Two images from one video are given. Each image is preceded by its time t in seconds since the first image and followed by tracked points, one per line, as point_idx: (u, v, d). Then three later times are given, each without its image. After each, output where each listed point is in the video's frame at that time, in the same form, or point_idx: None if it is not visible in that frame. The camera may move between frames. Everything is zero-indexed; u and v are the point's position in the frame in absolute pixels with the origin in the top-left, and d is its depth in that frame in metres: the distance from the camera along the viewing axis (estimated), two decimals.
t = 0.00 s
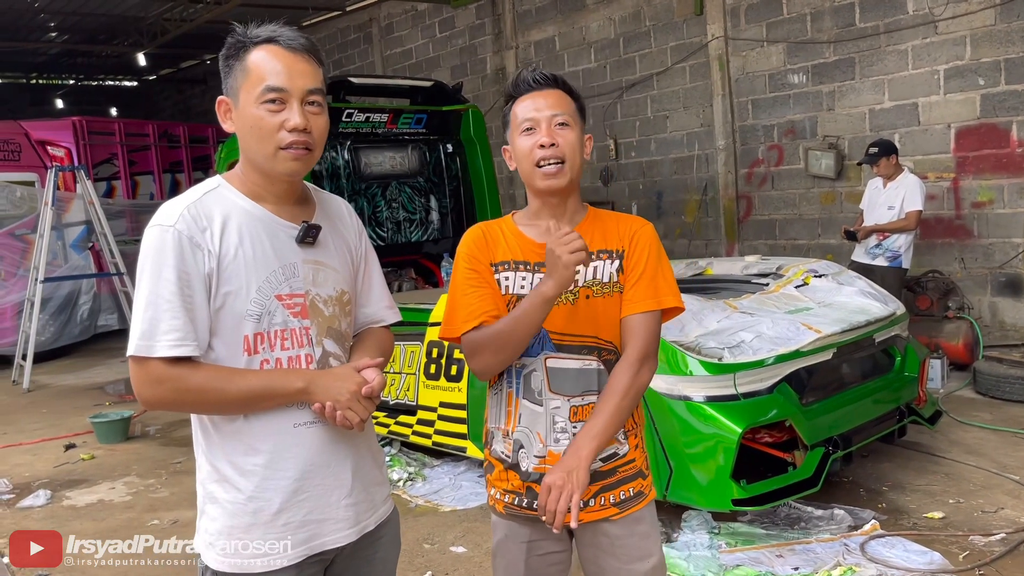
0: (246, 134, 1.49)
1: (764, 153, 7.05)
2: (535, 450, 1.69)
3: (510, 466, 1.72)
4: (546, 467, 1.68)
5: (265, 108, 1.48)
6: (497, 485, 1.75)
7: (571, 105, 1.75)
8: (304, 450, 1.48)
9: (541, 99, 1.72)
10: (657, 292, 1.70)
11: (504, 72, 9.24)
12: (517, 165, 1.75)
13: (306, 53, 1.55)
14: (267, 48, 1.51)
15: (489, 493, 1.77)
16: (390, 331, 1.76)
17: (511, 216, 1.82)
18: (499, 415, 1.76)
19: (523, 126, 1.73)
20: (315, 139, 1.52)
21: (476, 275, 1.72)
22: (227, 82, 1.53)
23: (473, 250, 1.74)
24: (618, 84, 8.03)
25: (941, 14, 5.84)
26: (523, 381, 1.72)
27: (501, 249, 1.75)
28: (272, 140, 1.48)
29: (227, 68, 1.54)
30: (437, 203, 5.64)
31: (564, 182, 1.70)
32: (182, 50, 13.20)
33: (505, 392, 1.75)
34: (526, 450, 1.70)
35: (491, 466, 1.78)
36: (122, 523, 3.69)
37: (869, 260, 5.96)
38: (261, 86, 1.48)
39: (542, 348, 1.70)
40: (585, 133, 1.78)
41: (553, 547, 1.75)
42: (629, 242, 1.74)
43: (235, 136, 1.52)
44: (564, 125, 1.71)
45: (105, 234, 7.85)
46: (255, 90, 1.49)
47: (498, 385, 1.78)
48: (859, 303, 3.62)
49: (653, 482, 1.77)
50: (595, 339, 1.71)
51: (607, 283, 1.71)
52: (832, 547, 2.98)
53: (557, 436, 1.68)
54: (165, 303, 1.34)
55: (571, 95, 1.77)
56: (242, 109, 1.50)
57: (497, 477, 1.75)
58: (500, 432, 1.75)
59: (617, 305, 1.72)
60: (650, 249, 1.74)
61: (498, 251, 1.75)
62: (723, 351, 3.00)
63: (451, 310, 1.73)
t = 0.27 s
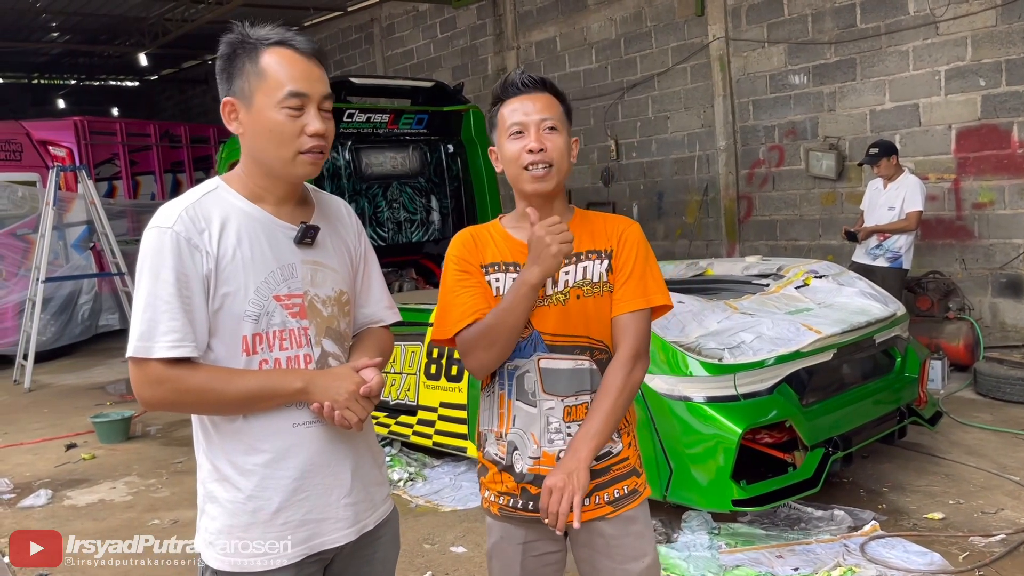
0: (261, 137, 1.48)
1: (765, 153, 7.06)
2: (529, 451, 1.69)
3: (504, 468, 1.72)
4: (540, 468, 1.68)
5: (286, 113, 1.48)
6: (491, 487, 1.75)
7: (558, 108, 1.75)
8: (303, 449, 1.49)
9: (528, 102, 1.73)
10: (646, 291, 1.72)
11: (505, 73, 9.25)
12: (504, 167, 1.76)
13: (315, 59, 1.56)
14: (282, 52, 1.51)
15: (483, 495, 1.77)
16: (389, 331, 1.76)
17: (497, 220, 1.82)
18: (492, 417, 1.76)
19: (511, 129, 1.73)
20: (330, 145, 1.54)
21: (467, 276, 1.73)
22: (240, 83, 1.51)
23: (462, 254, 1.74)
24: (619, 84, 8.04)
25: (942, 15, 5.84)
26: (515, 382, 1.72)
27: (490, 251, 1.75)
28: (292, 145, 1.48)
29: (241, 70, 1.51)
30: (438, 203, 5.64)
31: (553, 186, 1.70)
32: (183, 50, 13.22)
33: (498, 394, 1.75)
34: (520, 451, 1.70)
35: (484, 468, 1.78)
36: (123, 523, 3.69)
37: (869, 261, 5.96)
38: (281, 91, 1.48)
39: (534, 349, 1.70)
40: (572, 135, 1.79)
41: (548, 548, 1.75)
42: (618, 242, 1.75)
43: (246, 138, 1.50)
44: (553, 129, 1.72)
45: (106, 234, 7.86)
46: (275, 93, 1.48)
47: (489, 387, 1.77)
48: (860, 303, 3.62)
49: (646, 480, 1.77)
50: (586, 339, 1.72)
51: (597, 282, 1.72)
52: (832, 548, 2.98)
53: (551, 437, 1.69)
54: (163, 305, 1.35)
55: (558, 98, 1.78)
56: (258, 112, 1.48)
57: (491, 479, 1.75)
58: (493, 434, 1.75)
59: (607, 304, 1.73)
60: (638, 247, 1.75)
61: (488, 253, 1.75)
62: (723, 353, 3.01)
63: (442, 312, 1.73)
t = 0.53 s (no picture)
0: (293, 142, 1.49)
1: (765, 154, 7.06)
2: (526, 453, 1.70)
3: (501, 470, 1.73)
4: (537, 469, 1.69)
5: (320, 120, 1.51)
6: (488, 489, 1.76)
7: (551, 110, 1.77)
8: (303, 449, 1.49)
9: (521, 105, 1.74)
10: (640, 290, 1.73)
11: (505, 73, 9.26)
12: (496, 167, 1.77)
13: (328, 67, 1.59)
14: (308, 60, 1.53)
15: (480, 497, 1.78)
16: (388, 332, 1.77)
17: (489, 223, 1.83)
18: (489, 420, 1.76)
19: (505, 127, 1.73)
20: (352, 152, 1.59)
21: (459, 283, 1.73)
22: (267, 86, 1.50)
23: (453, 260, 1.74)
24: (620, 85, 8.04)
25: (942, 16, 5.85)
26: (512, 384, 1.72)
27: (482, 256, 1.75)
28: (322, 150, 1.52)
29: (268, 72, 1.50)
30: (439, 204, 5.65)
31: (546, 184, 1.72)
32: (184, 50, 13.23)
33: (494, 396, 1.75)
34: (516, 453, 1.71)
35: (481, 471, 1.79)
36: (123, 523, 3.70)
37: (869, 262, 5.97)
38: (314, 98, 1.50)
39: (530, 351, 1.71)
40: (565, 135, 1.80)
41: (545, 549, 1.76)
42: (609, 241, 1.76)
43: (273, 142, 1.50)
44: (544, 130, 1.73)
45: (107, 234, 7.86)
46: (309, 99, 1.50)
47: (485, 390, 1.78)
48: (859, 304, 3.63)
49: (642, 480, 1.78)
50: (581, 339, 1.73)
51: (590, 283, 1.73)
52: (832, 548, 2.99)
53: (548, 438, 1.69)
54: (162, 308, 1.36)
55: (551, 100, 1.79)
56: (289, 116, 1.49)
57: (487, 482, 1.76)
58: (490, 437, 1.76)
59: (601, 304, 1.74)
60: (631, 246, 1.76)
61: (480, 258, 1.75)
62: (722, 353, 3.02)
63: (437, 316, 1.75)
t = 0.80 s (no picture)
0: (295, 142, 1.50)
1: (765, 155, 7.07)
2: (525, 451, 1.71)
3: (500, 468, 1.74)
4: (536, 467, 1.70)
5: (323, 121, 1.51)
6: (488, 488, 1.76)
7: (551, 118, 1.74)
8: (304, 448, 1.50)
9: (520, 111, 1.72)
10: (641, 288, 1.73)
11: (505, 73, 9.26)
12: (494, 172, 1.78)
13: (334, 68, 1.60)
14: (314, 60, 1.54)
15: (480, 496, 1.78)
16: (386, 331, 1.77)
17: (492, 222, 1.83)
18: (489, 418, 1.77)
19: (499, 142, 1.74)
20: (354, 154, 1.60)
21: (460, 277, 1.74)
22: (273, 84, 1.50)
23: (455, 256, 1.76)
24: (620, 86, 8.05)
25: (942, 17, 5.85)
26: (511, 382, 1.73)
27: (482, 254, 1.76)
28: (324, 151, 1.52)
29: (274, 71, 1.51)
30: (438, 204, 5.66)
31: (538, 199, 1.73)
32: (185, 50, 13.23)
33: (494, 393, 1.76)
34: (516, 451, 1.72)
35: (480, 469, 1.80)
36: (123, 522, 3.70)
37: (868, 263, 5.99)
38: (320, 99, 1.51)
39: (529, 348, 1.71)
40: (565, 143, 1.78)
41: (545, 549, 1.76)
42: (610, 239, 1.76)
43: (276, 141, 1.50)
44: (540, 144, 1.71)
45: (107, 233, 7.86)
46: (314, 100, 1.50)
47: (484, 387, 1.78)
48: (858, 305, 3.63)
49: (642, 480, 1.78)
50: (581, 337, 1.72)
51: (591, 281, 1.72)
52: (830, 548, 2.99)
53: (547, 436, 1.70)
54: (164, 307, 1.36)
55: (553, 106, 1.75)
56: (293, 115, 1.50)
57: (487, 480, 1.77)
58: (490, 435, 1.77)
59: (601, 303, 1.73)
60: (632, 245, 1.76)
61: (481, 255, 1.77)
62: (720, 354, 3.02)
63: (435, 313, 1.75)
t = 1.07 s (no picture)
0: (296, 141, 1.50)
1: (764, 156, 7.08)
2: (529, 451, 1.71)
3: (503, 467, 1.74)
4: (540, 467, 1.70)
5: (324, 120, 1.52)
6: (491, 486, 1.77)
7: (558, 112, 1.75)
8: (304, 447, 1.50)
9: (526, 105, 1.73)
10: (647, 288, 1.72)
11: (505, 74, 9.27)
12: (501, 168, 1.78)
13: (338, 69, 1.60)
14: (319, 60, 1.54)
15: (483, 495, 1.79)
16: (387, 331, 1.77)
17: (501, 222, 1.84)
18: (494, 417, 1.78)
19: (505, 133, 1.74)
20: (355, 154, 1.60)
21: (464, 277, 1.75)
22: (276, 82, 1.51)
23: (462, 261, 1.76)
24: (619, 86, 8.05)
25: (941, 19, 5.86)
26: (516, 382, 1.74)
27: (488, 255, 1.77)
28: (323, 149, 1.52)
29: (277, 69, 1.51)
30: (438, 204, 5.66)
31: (545, 190, 1.72)
32: (184, 50, 13.23)
33: (499, 393, 1.77)
34: (519, 451, 1.73)
35: (485, 469, 1.81)
36: (122, 522, 3.71)
37: (864, 265, 5.98)
38: (322, 99, 1.51)
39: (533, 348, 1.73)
40: (572, 138, 1.79)
41: (546, 549, 1.77)
42: (617, 238, 1.76)
43: (278, 138, 1.51)
44: (547, 135, 1.72)
45: (106, 233, 7.86)
46: (316, 99, 1.51)
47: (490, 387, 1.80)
48: (857, 305, 3.64)
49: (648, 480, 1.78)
50: (586, 338, 1.73)
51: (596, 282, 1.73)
52: (828, 549, 2.99)
53: (550, 436, 1.70)
54: (165, 304, 1.36)
55: (559, 100, 1.76)
56: (294, 114, 1.50)
57: (491, 479, 1.77)
58: (495, 435, 1.77)
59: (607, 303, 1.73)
60: (639, 245, 1.75)
61: (486, 257, 1.77)
62: (720, 354, 3.03)
63: (439, 313, 1.77)
